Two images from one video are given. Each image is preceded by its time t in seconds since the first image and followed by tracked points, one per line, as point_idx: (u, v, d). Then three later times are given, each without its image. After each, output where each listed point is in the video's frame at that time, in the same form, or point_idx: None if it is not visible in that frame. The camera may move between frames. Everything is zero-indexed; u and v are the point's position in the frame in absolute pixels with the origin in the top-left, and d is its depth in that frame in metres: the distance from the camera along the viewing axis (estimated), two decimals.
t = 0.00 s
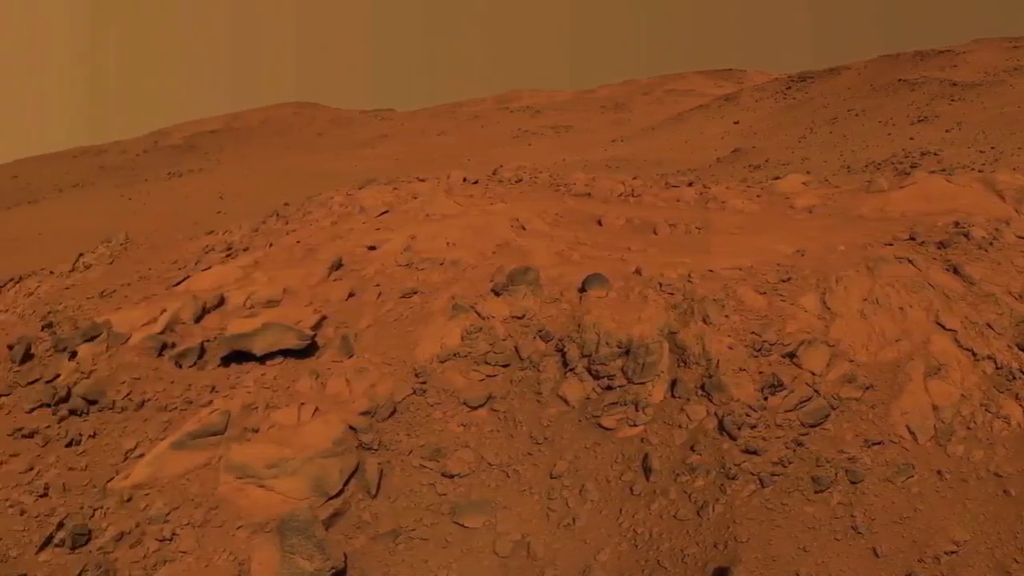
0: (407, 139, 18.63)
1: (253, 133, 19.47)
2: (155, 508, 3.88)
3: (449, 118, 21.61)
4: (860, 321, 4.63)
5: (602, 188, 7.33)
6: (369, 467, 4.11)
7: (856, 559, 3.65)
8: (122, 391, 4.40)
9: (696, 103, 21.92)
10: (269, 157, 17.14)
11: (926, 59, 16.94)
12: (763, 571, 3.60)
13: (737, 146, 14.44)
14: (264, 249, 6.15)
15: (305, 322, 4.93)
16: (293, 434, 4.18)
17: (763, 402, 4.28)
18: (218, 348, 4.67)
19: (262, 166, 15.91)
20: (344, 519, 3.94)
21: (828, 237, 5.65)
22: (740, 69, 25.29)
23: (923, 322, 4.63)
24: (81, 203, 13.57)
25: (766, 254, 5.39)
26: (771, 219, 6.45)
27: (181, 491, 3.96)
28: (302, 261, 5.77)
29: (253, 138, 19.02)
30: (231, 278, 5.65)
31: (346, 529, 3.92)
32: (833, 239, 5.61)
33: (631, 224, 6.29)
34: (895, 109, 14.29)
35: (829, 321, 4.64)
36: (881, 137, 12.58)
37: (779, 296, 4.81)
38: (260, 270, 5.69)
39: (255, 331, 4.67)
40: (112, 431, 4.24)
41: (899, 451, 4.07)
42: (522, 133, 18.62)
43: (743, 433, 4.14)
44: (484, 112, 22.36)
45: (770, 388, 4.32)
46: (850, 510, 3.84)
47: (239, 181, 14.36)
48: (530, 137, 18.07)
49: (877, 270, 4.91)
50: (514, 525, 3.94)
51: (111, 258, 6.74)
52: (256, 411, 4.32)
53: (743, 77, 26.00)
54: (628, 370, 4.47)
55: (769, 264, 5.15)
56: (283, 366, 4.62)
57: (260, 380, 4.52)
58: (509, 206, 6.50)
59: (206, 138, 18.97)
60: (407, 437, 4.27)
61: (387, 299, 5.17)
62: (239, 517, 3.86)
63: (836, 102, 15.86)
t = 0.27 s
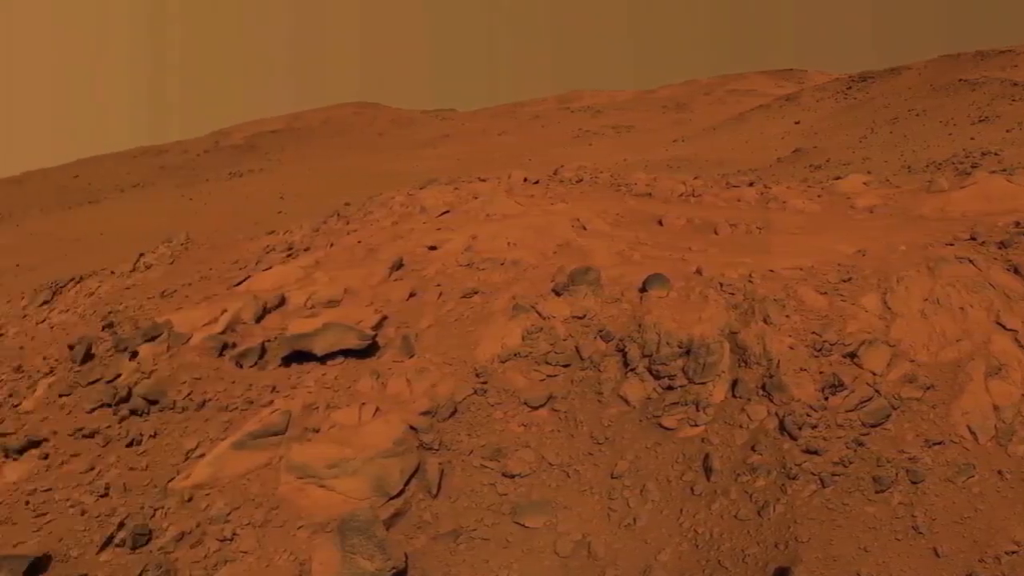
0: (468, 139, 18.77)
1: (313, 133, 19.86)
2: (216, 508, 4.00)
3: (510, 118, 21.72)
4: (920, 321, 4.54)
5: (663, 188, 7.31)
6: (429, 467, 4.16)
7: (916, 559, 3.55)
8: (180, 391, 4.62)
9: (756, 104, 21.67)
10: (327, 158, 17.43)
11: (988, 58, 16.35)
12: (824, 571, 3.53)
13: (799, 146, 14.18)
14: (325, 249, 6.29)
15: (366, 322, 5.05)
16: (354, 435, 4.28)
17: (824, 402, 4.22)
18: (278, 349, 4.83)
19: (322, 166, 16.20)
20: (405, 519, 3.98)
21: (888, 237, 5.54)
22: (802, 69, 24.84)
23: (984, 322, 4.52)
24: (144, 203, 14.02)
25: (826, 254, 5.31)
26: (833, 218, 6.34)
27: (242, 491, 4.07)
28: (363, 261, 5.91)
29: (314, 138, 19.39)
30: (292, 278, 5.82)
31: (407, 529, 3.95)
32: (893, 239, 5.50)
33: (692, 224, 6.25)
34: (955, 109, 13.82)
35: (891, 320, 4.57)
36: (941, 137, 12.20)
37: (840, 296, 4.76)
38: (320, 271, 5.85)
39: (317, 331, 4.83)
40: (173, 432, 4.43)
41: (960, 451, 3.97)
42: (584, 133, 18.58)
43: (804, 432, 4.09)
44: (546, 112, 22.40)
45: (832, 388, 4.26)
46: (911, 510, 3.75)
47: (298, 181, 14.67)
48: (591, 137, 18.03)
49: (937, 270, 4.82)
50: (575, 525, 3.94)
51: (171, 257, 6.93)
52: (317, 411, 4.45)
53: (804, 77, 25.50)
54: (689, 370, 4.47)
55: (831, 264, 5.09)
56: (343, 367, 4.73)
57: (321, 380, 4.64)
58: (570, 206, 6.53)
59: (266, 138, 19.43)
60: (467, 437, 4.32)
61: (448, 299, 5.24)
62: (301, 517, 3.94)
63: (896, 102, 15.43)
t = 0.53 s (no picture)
0: (526, 139, 18.87)
1: (372, 132, 20.17)
2: (275, 508, 4.09)
3: (569, 118, 21.75)
4: (980, 321, 4.48)
5: (721, 189, 7.27)
6: (488, 467, 4.19)
7: (975, 559, 3.54)
8: (239, 390, 4.87)
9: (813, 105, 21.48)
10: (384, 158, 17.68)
11: None
12: (884, 571, 3.50)
13: (857, 146, 13.94)
14: (384, 248, 6.39)
15: (425, 322, 5.12)
16: (414, 436, 4.29)
17: (883, 402, 4.17)
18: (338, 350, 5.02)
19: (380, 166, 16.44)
20: (464, 519, 4.00)
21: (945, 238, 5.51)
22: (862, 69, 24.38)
23: None
24: (205, 203, 14.41)
25: (884, 254, 5.32)
26: (891, 218, 6.26)
27: (300, 492, 4.16)
28: (421, 261, 6.03)
29: (373, 138, 19.70)
30: (351, 278, 5.95)
31: (466, 529, 3.98)
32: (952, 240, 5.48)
33: (750, 225, 6.23)
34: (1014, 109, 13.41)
35: (949, 321, 4.50)
36: (1001, 137, 11.88)
37: (899, 297, 4.70)
38: (379, 270, 5.98)
39: (374, 332, 4.90)
40: (232, 433, 4.63)
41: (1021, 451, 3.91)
42: (643, 133, 18.49)
43: (862, 433, 4.03)
44: (605, 112, 22.37)
45: (890, 388, 4.21)
46: (970, 510, 3.71)
47: (356, 181, 14.92)
48: (652, 137, 17.93)
49: (997, 271, 4.76)
50: (635, 525, 3.92)
51: (229, 258, 6.99)
52: (376, 411, 4.52)
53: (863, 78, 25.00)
54: (748, 370, 4.42)
55: (890, 265, 5.05)
56: (400, 367, 4.83)
57: (380, 381, 4.74)
58: (630, 205, 6.53)
59: (324, 138, 19.79)
60: (527, 437, 4.35)
61: (506, 299, 5.30)
62: (359, 517, 4.00)
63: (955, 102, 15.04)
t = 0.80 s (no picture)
0: (583, 138, 18.86)
1: (429, 132, 20.37)
2: (333, 508, 4.18)
3: (626, 118, 21.67)
4: None
5: (778, 189, 7.20)
6: (545, 467, 4.21)
7: None
8: (297, 390, 5.03)
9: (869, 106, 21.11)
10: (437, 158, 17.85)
11: None
12: (942, 571, 3.46)
13: (914, 146, 13.63)
14: (442, 248, 6.47)
15: (483, 322, 5.20)
16: (472, 436, 4.36)
17: (940, 402, 4.15)
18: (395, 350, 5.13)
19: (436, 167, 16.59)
20: (521, 519, 4.02)
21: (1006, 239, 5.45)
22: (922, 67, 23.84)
23: None
24: (262, 203, 14.74)
25: (942, 254, 5.29)
26: (950, 218, 6.17)
27: (357, 492, 4.25)
28: (479, 261, 6.10)
29: (429, 138, 19.89)
30: (409, 278, 6.05)
31: (524, 529, 4.00)
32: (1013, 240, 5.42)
33: (807, 225, 6.16)
34: None
35: (1007, 320, 4.51)
36: None
37: (957, 297, 4.69)
38: (436, 270, 6.07)
39: (432, 333, 5.01)
40: (289, 433, 4.77)
41: None
42: (700, 133, 18.31)
43: (919, 433, 4.01)
44: (662, 112, 22.23)
45: (947, 388, 4.19)
46: None
47: (413, 181, 15.10)
48: (709, 137, 17.74)
49: None
50: (692, 525, 3.91)
51: (286, 256, 7.13)
52: (434, 411, 4.61)
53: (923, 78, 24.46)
54: (806, 370, 4.40)
55: (947, 264, 5.04)
56: (456, 368, 4.91)
57: (437, 381, 4.82)
58: (688, 205, 6.49)
59: (381, 139, 20.05)
60: (584, 437, 4.37)
61: (564, 300, 5.33)
62: (416, 518, 4.05)
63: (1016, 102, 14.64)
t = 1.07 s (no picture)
0: (639, 139, 18.79)
1: (484, 132, 20.48)
2: (388, 508, 4.26)
3: (682, 118, 21.51)
4: None
5: (833, 189, 7.13)
6: (601, 467, 4.23)
7: None
8: (353, 390, 5.18)
9: (927, 105, 20.72)
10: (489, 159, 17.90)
11: None
12: (999, 571, 3.43)
13: (972, 146, 13.32)
14: (498, 249, 6.54)
15: (539, 322, 5.25)
16: (528, 436, 4.41)
17: (996, 402, 4.11)
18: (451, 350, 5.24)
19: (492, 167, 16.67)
20: (578, 519, 4.05)
21: None
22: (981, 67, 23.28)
23: None
24: (319, 203, 15.01)
25: (998, 254, 5.27)
26: (1007, 220, 6.12)
27: (413, 492, 4.33)
28: (535, 261, 6.16)
29: (484, 138, 20.02)
30: (465, 278, 6.13)
31: (580, 529, 4.02)
32: None
33: (864, 225, 6.09)
34: None
35: None
36: None
37: (1013, 297, 4.67)
38: (492, 271, 6.14)
39: (487, 333, 5.08)
40: (346, 432, 4.91)
41: None
42: (756, 133, 18.06)
43: (975, 433, 3.98)
44: (718, 113, 22.02)
45: (1004, 388, 4.16)
46: None
47: (469, 181, 15.23)
48: (765, 137, 17.45)
49: None
50: (748, 525, 3.91)
51: (341, 256, 7.27)
52: (490, 411, 4.67)
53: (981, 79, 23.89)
54: (862, 370, 4.40)
55: (1003, 265, 5.02)
56: (513, 368, 4.97)
57: (494, 381, 4.89)
58: (744, 205, 6.44)
59: (437, 138, 20.22)
60: (640, 437, 4.38)
61: (620, 300, 5.34)
62: (473, 517, 4.12)
63: None
